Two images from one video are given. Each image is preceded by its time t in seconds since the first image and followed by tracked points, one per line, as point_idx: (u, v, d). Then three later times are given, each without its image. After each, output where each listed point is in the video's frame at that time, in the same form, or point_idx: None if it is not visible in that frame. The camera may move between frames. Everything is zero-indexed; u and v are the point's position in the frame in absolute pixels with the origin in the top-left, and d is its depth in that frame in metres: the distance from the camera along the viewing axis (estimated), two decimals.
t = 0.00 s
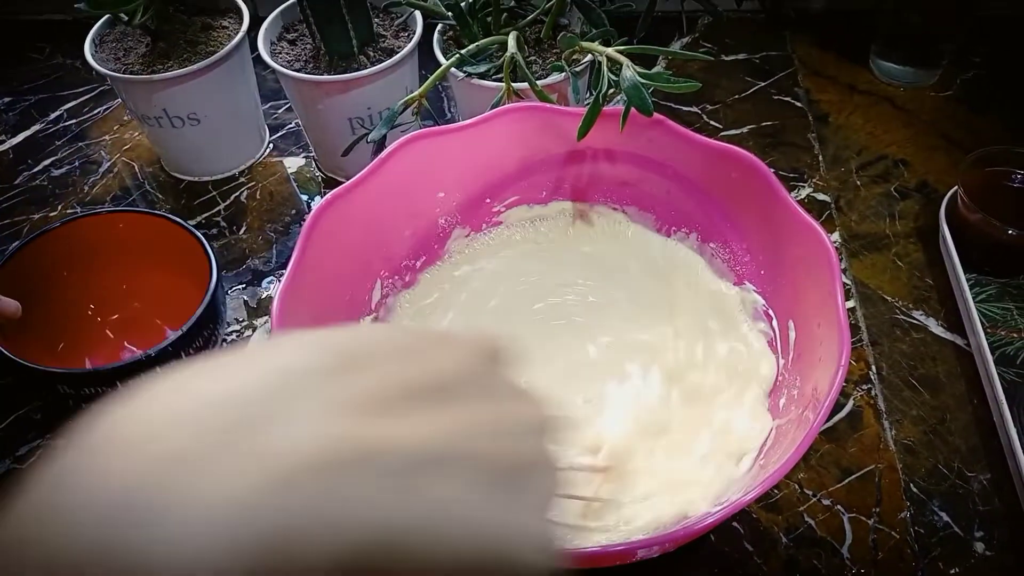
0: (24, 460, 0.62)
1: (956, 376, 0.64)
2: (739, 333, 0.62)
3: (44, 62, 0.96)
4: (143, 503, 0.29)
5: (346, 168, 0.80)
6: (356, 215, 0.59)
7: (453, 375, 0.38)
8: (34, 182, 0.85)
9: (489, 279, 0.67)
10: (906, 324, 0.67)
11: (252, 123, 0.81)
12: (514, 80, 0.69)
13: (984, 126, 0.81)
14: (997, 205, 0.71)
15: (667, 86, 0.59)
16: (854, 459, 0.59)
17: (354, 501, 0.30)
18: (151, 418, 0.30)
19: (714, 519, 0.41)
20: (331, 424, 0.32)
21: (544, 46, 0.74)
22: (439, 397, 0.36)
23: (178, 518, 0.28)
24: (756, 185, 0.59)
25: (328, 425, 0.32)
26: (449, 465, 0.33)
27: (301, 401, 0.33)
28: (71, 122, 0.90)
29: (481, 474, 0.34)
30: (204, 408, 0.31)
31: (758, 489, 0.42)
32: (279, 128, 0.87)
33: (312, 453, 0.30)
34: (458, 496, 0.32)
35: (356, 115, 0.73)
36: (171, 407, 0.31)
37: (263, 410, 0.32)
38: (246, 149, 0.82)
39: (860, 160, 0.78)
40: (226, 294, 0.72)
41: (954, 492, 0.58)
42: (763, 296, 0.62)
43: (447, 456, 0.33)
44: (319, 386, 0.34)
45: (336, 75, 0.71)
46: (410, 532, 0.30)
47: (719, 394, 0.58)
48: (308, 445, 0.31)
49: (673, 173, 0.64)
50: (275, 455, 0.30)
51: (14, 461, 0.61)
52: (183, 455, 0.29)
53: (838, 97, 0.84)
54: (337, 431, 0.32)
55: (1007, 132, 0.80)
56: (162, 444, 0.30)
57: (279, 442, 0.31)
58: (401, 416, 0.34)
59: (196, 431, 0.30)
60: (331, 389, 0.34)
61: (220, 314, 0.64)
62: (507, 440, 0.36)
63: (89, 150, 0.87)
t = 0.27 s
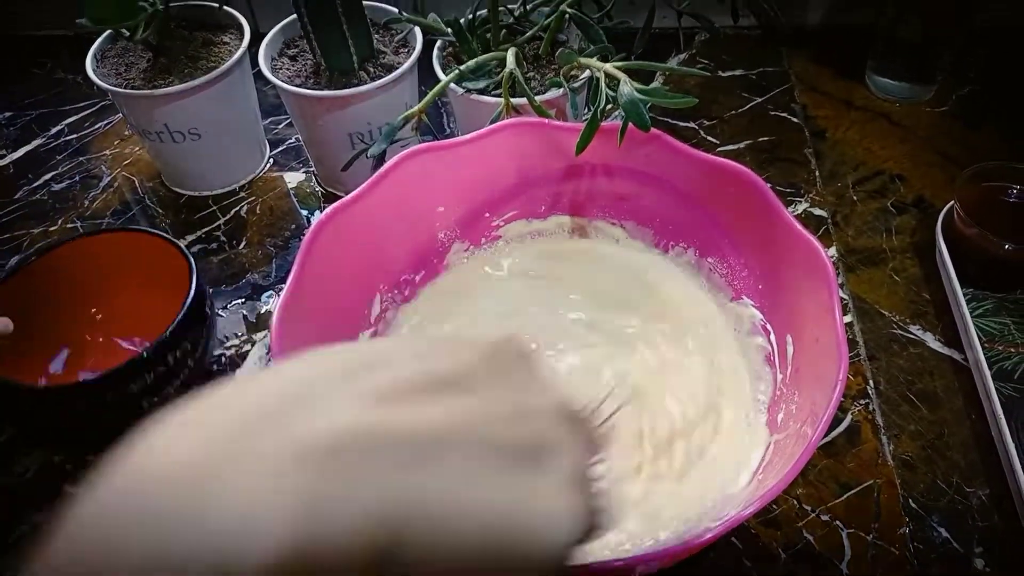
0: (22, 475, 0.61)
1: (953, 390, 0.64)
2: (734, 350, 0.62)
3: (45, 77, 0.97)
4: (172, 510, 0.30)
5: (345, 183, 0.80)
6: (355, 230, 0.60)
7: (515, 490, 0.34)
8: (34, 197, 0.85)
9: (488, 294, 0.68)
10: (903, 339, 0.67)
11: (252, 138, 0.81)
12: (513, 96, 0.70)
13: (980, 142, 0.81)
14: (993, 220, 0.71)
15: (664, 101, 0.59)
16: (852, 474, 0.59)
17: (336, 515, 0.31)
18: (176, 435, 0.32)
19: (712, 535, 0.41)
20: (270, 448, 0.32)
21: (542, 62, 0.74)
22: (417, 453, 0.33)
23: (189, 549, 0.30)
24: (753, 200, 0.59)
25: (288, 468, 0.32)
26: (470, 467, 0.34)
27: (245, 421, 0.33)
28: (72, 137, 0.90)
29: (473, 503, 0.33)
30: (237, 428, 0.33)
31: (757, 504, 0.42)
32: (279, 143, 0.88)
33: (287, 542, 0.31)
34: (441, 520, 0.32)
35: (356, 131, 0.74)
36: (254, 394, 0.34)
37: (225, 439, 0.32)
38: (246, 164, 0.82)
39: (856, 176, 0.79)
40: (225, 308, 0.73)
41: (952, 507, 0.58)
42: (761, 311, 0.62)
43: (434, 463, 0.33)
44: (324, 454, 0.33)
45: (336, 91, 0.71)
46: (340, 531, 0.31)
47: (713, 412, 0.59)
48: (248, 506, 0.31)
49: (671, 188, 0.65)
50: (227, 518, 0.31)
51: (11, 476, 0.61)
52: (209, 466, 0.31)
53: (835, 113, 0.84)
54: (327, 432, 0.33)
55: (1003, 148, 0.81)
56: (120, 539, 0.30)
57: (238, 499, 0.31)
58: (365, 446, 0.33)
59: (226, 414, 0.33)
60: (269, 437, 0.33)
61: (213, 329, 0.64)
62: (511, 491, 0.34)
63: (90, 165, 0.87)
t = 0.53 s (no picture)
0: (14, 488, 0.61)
1: (953, 404, 0.64)
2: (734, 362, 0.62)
3: (45, 90, 0.97)
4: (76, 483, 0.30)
5: (343, 196, 0.80)
6: (355, 242, 0.60)
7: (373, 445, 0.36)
8: (32, 209, 0.85)
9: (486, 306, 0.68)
10: (903, 353, 0.67)
11: (251, 151, 0.81)
12: (512, 110, 0.70)
13: (978, 156, 0.81)
14: (992, 235, 0.71)
15: (663, 115, 0.59)
16: (852, 488, 0.59)
17: (190, 483, 0.31)
18: (123, 393, 0.32)
19: (713, 549, 0.41)
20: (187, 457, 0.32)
21: (541, 76, 0.74)
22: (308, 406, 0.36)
23: (86, 510, 0.30)
24: (752, 213, 0.59)
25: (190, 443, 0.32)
26: (309, 472, 0.33)
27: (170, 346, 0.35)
28: (71, 150, 0.90)
29: (327, 484, 0.34)
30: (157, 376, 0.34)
31: (757, 518, 0.42)
32: (278, 156, 0.88)
33: (322, 523, 0.33)
34: (282, 495, 0.33)
35: (355, 144, 0.74)
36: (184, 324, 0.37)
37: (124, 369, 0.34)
38: (244, 177, 0.82)
39: (855, 190, 0.79)
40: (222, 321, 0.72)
41: (953, 522, 0.58)
42: (761, 324, 0.62)
43: (329, 415, 0.36)
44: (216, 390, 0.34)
45: (336, 103, 0.71)
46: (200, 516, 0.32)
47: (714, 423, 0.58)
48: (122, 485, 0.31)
49: (671, 201, 0.65)
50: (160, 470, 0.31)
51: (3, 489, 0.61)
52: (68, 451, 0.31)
53: (833, 128, 0.85)
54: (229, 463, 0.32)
55: (1001, 162, 0.81)
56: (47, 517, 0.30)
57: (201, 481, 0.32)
58: (232, 394, 0.34)
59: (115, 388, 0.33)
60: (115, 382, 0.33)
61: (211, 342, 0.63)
62: (368, 450, 0.36)
63: (88, 178, 0.87)
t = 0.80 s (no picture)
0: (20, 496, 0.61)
1: (955, 411, 0.64)
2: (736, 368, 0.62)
3: (50, 100, 0.97)
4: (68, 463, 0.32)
5: (346, 205, 0.81)
6: (357, 250, 0.60)
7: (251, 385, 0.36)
8: (37, 218, 0.85)
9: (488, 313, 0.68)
10: (904, 360, 0.67)
11: (254, 160, 0.81)
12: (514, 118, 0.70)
13: (980, 164, 0.82)
14: (993, 242, 0.71)
15: (664, 124, 0.60)
16: (854, 495, 0.59)
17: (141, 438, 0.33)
18: (160, 379, 0.34)
19: (713, 556, 0.41)
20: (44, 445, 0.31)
21: (542, 84, 0.75)
22: (223, 353, 0.36)
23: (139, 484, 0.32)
24: (753, 221, 0.60)
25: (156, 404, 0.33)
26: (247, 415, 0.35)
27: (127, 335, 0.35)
28: (75, 159, 0.91)
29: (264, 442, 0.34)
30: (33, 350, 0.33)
31: (758, 526, 0.42)
32: (281, 164, 0.88)
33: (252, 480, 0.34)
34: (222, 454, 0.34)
35: (357, 152, 0.74)
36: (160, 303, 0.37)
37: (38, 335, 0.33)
38: (248, 185, 0.82)
39: (856, 198, 0.79)
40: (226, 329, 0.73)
41: (955, 529, 0.58)
42: (762, 332, 0.62)
43: (255, 374, 0.36)
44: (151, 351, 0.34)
45: (338, 113, 0.72)
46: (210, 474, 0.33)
47: (714, 429, 0.58)
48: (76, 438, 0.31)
49: (672, 209, 0.65)
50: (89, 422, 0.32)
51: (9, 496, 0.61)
52: (44, 400, 0.31)
53: (834, 135, 0.85)
54: (175, 405, 0.34)
55: (1002, 169, 0.81)
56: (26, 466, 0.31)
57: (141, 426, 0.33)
58: (167, 349, 0.35)
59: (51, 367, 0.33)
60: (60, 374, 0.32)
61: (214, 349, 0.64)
62: (301, 399, 0.36)
63: (93, 187, 0.88)
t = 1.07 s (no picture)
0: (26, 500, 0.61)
1: (957, 414, 0.64)
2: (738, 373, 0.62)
3: (55, 106, 0.98)
4: (90, 450, 0.34)
5: (349, 209, 0.81)
6: (360, 255, 0.60)
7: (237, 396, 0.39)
8: (42, 223, 0.86)
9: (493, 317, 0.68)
10: (906, 363, 0.67)
11: (257, 165, 0.82)
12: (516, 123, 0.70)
13: (981, 167, 0.82)
14: (995, 245, 0.71)
15: (665, 129, 0.60)
16: (856, 498, 0.59)
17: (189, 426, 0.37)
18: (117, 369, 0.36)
19: (714, 560, 0.41)
20: (182, 409, 0.37)
21: (544, 90, 0.75)
22: (256, 356, 0.40)
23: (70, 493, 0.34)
24: (754, 225, 0.60)
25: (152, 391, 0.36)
26: (277, 426, 0.39)
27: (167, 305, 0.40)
28: (80, 164, 0.91)
29: (300, 429, 0.40)
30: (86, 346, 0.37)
31: (760, 529, 0.42)
32: (284, 169, 0.89)
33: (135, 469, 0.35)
34: (266, 449, 0.39)
35: (359, 158, 0.74)
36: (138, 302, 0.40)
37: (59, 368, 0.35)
38: (251, 190, 0.83)
39: (857, 201, 0.79)
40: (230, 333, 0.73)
41: (957, 532, 0.58)
42: (763, 336, 0.62)
43: (270, 370, 0.41)
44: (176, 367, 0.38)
45: (341, 118, 0.72)
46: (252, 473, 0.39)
47: (716, 433, 0.59)
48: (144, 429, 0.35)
49: (673, 214, 0.65)
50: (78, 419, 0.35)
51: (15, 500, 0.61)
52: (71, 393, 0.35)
53: (836, 139, 0.85)
54: (214, 412, 0.38)
55: (1003, 172, 0.81)
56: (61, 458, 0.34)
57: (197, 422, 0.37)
58: (190, 349, 0.38)
59: None
60: (193, 368, 0.38)
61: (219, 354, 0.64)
62: (303, 391, 0.41)
63: (97, 193, 0.88)
